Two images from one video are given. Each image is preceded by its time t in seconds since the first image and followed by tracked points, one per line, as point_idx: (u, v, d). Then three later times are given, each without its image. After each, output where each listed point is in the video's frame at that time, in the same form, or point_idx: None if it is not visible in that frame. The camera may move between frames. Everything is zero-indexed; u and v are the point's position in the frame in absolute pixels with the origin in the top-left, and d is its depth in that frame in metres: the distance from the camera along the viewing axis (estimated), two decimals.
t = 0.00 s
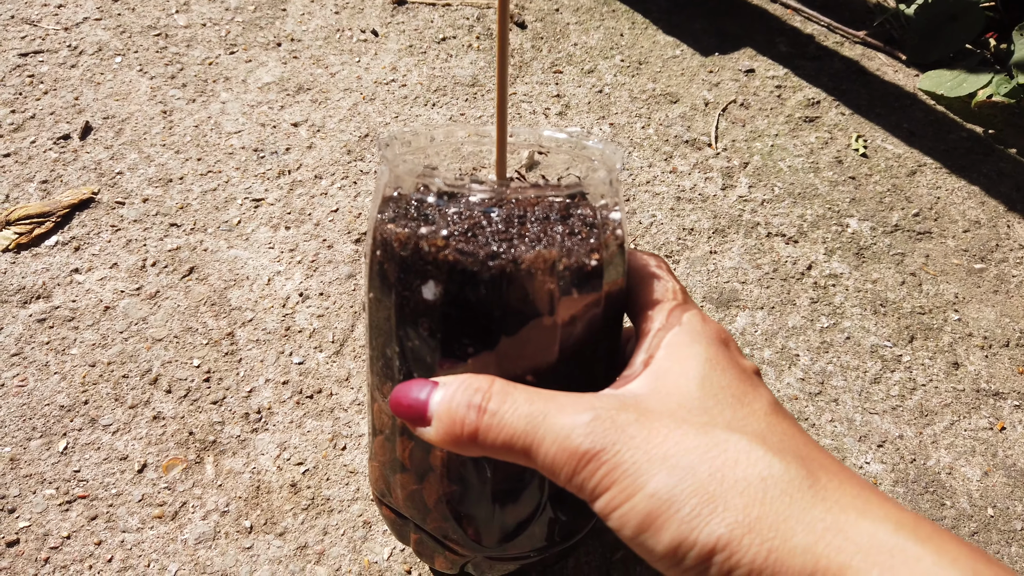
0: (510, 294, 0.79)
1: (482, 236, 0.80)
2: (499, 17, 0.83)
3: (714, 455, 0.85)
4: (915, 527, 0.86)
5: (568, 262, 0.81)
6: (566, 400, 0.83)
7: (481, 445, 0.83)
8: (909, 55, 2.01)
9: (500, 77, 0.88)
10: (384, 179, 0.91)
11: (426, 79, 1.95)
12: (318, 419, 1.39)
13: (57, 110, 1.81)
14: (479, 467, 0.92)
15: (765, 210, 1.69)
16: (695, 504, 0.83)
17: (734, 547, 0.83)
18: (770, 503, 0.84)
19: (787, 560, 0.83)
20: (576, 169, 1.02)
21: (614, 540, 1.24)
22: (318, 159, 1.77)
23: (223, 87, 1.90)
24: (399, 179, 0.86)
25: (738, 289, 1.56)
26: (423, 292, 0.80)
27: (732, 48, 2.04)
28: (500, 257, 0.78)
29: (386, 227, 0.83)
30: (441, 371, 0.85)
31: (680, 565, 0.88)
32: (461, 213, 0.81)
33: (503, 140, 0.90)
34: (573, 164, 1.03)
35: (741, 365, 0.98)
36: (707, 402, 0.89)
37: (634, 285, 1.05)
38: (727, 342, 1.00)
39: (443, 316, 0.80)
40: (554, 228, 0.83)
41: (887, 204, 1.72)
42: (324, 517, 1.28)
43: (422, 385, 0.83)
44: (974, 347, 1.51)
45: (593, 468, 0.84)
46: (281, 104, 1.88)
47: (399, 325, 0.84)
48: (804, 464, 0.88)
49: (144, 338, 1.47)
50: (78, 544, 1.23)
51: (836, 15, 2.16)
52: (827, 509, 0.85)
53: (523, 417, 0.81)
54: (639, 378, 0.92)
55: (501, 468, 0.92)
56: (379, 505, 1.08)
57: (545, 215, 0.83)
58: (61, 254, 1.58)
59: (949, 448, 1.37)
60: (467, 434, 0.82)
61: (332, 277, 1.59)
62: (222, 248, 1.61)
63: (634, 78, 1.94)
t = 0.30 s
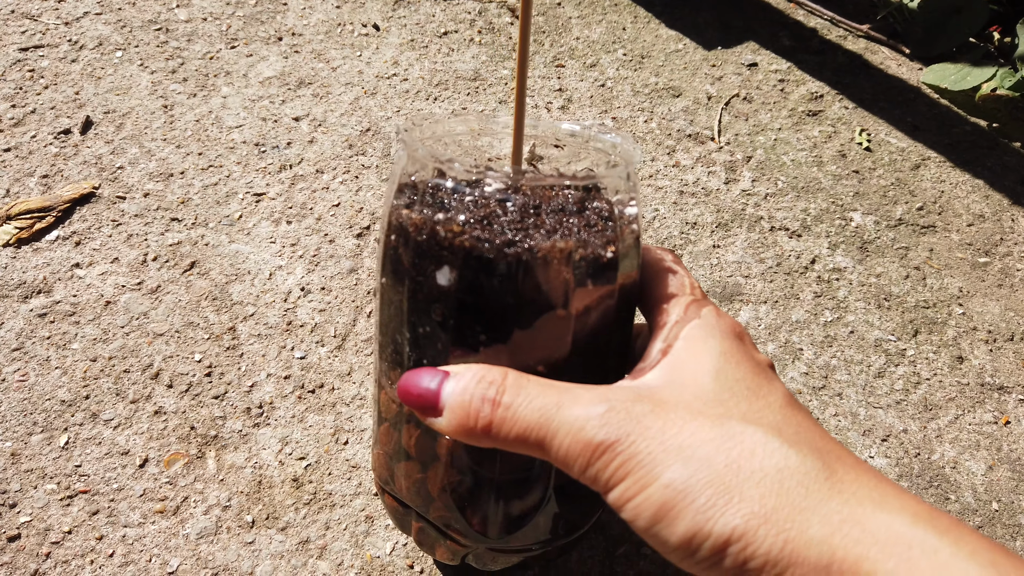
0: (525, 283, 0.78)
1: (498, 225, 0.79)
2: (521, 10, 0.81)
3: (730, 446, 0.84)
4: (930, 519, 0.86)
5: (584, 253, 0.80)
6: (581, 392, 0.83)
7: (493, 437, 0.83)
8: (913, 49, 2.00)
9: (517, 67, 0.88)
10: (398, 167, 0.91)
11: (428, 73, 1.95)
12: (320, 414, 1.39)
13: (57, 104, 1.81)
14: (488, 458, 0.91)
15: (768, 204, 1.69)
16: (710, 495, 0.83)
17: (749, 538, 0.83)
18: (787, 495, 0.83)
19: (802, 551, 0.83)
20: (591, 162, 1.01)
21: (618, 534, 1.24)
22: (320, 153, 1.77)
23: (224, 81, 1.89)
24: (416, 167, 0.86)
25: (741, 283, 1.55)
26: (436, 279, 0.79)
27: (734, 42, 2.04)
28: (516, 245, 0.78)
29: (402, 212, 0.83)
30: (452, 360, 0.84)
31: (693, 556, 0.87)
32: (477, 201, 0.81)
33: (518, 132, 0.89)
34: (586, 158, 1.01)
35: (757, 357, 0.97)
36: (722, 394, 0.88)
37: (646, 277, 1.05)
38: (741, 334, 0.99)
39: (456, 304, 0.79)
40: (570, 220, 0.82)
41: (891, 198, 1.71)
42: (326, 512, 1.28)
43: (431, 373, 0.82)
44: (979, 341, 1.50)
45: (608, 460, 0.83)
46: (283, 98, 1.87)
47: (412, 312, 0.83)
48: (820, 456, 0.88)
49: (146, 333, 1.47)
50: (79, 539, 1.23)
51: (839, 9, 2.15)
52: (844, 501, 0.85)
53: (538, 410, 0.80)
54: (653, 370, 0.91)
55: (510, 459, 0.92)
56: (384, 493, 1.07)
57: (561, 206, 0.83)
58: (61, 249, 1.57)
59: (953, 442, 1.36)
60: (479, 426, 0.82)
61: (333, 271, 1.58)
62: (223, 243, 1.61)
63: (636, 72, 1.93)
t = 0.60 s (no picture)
0: (521, 296, 0.79)
1: (494, 237, 0.80)
2: (516, 14, 0.79)
3: (727, 456, 0.85)
4: (927, 525, 0.87)
5: (580, 265, 0.81)
6: (580, 406, 0.84)
7: (493, 451, 0.84)
8: (910, 52, 2.01)
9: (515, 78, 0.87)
10: (395, 177, 0.91)
11: (428, 77, 1.95)
12: (321, 418, 1.40)
13: (59, 109, 1.82)
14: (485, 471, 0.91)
15: (766, 208, 1.69)
16: (707, 504, 0.84)
17: (746, 546, 0.83)
18: (783, 503, 0.85)
19: (799, 559, 0.83)
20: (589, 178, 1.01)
21: (617, 539, 1.26)
22: (320, 158, 1.78)
23: (225, 86, 1.90)
24: (412, 177, 0.87)
25: (739, 287, 1.56)
26: (433, 292, 0.80)
27: (733, 45, 2.04)
28: (512, 259, 0.79)
29: (398, 224, 0.84)
30: (449, 372, 0.85)
31: (691, 564, 0.88)
32: (474, 213, 0.82)
33: (515, 139, 0.89)
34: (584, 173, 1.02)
35: (756, 364, 0.98)
36: (720, 403, 0.89)
37: (644, 286, 1.06)
38: (740, 341, 1.00)
39: (453, 316, 0.80)
40: (566, 231, 0.83)
41: (888, 202, 1.72)
42: (327, 516, 1.29)
43: (430, 390, 0.82)
44: (975, 345, 1.51)
45: (607, 472, 0.84)
46: (283, 103, 1.88)
47: (409, 324, 0.84)
48: (817, 463, 0.88)
49: (147, 337, 1.48)
50: (82, 543, 1.24)
51: (837, 12, 2.16)
52: (840, 508, 0.86)
53: (538, 426, 0.81)
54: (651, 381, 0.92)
55: (507, 470, 0.92)
56: (383, 501, 1.08)
57: (557, 217, 0.84)
58: (63, 254, 1.58)
59: (949, 446, 1.37)
60: (479, 442, 0.83)
61: (334, 276, 1.59)
62: (223, 247, 1.62)
63: (635, 76, 1.94)
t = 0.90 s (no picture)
0: (515, 294, 0.79)
1: (488, 235, 0.80)
2: (510, 15, 0.80)
3: (720, 450, 0.85)
4: (920, 518, 0.87)
5: (575, 262, 0.81)
6: (574, 404, 0.84)
7: (488, 450, 0.84)
8: (907, 48, 2.01)
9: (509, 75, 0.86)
10: (391, 175, 0.92)
11: (425, 73, 1.96)
12: (318, 413, 1.40)
13: (56, 105, 1.82)
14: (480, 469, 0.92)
15: (763, 203, 1.69)
16: (700, 499, 0.84)
17: (739, 540, 0.84)
18: (776, 496, 0.85)
19: (792, 552, 0.84)
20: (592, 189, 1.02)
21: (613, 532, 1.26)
22: (317, 153, 1.78)
23: (222, 82, 1.90)
24: (407, 174, 0.87)
25: (736, 282, 1.56)
26: (427, 290, 0.80)
27: (730, 41, 2.05)
28: (506, 257, 0.79)
29: (393, 222, 0.84)
30: (443, 370, 0.85)
31: (685, 558, 0.89)
32: (467, 211, 0.82)
33: (509, 136, 0.89)
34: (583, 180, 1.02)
35: (751, 357, 0.98)
36: (714, 398, 0.89)
37: (639, 281, 1.06)
38: (735, 335, 1.00)
39: (447, 315, 0.80)
40: (560, 229, 0.83)
41: (885, 197, 1.72)
42: (323, 510, 1.29)
43: (424, 390, 0.82)
44: (972, 339, 1.51)
45: (601, 468, 0.84)
46: (280, 99, 1.88)
47: (403, 321, 0.84)
48: (811, 456, 0.88)
49: (144, 333, 1.48)
50: (79, 538, 1.24)
51: (834, 8, 2.16)
52: (834, 501, 0.86)
53: (532, 426, 0.81)
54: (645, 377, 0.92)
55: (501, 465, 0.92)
56: (379, 498, 1.08)
57: (551, 214, 0.84)
58: (60, 249, 1.58)
59: (945, 440, 1.37)
60: (474, 442, 0.83)
61: (331, 271, 1.59)
62: (220, 243, 1.62)
63: (632, 72, 1.94)
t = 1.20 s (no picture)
0: (515, 283, 0.79)
1: (486, 223, 0.80)
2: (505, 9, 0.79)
3: (724, 436, 0.85)
4: (927, 500, 0.87)
5: (574, 250, 0.81)
6: (576, 393, 0.84)
7: (491, 440, 0.84)
8: (907, 35, 2.00)
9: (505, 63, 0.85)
10: (387, 164, 0.91)
11: (423, 60, 1.94)
12: (317, 401, 1.40)
13: (51, 92, 1.81)
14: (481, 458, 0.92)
15: (762, 190, 1.69)
16: (704, 485, 0.84)
17: (744, 524, 0.84)
18: (781, 481, 0.85)
19: (797, 536, 0.84)
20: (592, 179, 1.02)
21: (613, 519, 1.26)
22: (315, 141, 1.77)
23: (218, 69, 1.89)
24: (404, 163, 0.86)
25: (735, 270, 1.56)
26: (426, 280, 0.80)
27: (730, 28, 2.04)
28: (505, 246, 0.78)
29: (390, 211, 0.83)
30: (443, 360, 0.85)
31: (690, 543, 0.89)
32: (465, 199, 0.81)
33: (506, 125, 0.88)
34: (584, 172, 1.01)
35: (753, 342, 0.99)
36: (718, 383, 0.90)
37: (637, 269, 1.07)
38: (736, 320, 1.00)
39: (445, 305, 0.80)
40: (558, 216, 0.83)
41: (884, 184, 1.72)
42: (324, 498, 1.29)
43: (425, 380, 0.82)
44: (970, 327, 1.51)
45: (605, 456, 0.85)
46: (277, 86, 1.87)
47: (402, 311, 0.84)
48: (815, 440, 0.89)
49: (142, 321, 1.47)
50: (80, 526, 1.24)
51: None
52: (838, 484, 0.86)
53: (535, 416, 0.81)
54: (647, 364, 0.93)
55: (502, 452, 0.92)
56: (381, 488, 1.08)
57: (549, 201, 0.83)
58: (57, 238, 1.57)
59: (943, 427, 1.38)
60: (478, 433, 0.83)
61: (330, 259, 1.59)
62: (218, 231, 1.61)
63: (631, 58, 1.93)
